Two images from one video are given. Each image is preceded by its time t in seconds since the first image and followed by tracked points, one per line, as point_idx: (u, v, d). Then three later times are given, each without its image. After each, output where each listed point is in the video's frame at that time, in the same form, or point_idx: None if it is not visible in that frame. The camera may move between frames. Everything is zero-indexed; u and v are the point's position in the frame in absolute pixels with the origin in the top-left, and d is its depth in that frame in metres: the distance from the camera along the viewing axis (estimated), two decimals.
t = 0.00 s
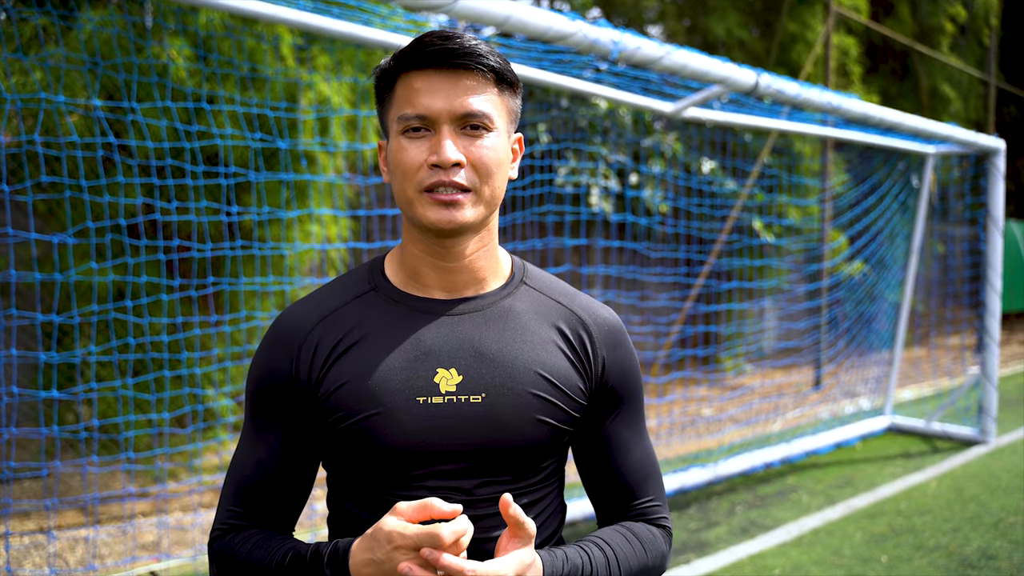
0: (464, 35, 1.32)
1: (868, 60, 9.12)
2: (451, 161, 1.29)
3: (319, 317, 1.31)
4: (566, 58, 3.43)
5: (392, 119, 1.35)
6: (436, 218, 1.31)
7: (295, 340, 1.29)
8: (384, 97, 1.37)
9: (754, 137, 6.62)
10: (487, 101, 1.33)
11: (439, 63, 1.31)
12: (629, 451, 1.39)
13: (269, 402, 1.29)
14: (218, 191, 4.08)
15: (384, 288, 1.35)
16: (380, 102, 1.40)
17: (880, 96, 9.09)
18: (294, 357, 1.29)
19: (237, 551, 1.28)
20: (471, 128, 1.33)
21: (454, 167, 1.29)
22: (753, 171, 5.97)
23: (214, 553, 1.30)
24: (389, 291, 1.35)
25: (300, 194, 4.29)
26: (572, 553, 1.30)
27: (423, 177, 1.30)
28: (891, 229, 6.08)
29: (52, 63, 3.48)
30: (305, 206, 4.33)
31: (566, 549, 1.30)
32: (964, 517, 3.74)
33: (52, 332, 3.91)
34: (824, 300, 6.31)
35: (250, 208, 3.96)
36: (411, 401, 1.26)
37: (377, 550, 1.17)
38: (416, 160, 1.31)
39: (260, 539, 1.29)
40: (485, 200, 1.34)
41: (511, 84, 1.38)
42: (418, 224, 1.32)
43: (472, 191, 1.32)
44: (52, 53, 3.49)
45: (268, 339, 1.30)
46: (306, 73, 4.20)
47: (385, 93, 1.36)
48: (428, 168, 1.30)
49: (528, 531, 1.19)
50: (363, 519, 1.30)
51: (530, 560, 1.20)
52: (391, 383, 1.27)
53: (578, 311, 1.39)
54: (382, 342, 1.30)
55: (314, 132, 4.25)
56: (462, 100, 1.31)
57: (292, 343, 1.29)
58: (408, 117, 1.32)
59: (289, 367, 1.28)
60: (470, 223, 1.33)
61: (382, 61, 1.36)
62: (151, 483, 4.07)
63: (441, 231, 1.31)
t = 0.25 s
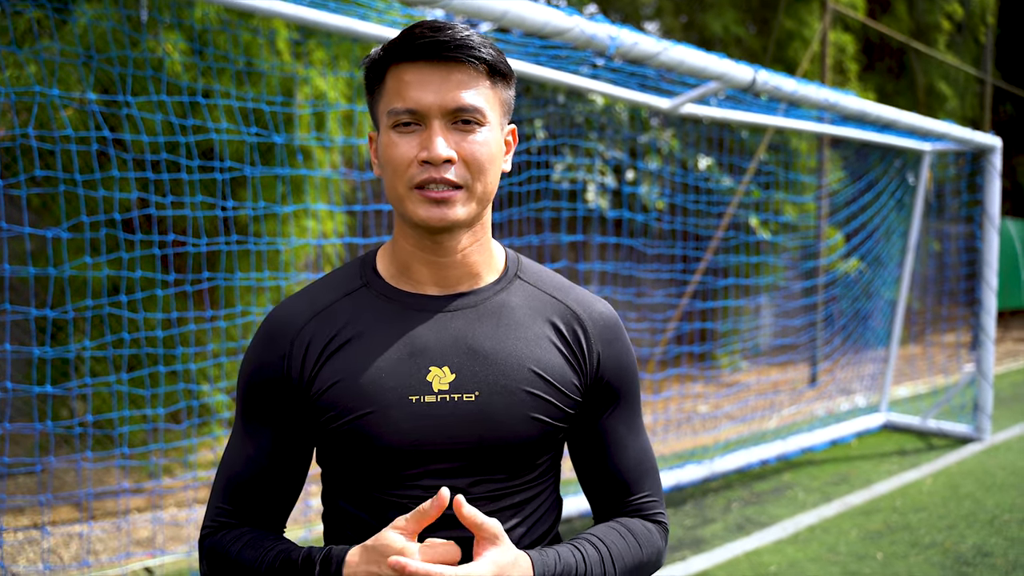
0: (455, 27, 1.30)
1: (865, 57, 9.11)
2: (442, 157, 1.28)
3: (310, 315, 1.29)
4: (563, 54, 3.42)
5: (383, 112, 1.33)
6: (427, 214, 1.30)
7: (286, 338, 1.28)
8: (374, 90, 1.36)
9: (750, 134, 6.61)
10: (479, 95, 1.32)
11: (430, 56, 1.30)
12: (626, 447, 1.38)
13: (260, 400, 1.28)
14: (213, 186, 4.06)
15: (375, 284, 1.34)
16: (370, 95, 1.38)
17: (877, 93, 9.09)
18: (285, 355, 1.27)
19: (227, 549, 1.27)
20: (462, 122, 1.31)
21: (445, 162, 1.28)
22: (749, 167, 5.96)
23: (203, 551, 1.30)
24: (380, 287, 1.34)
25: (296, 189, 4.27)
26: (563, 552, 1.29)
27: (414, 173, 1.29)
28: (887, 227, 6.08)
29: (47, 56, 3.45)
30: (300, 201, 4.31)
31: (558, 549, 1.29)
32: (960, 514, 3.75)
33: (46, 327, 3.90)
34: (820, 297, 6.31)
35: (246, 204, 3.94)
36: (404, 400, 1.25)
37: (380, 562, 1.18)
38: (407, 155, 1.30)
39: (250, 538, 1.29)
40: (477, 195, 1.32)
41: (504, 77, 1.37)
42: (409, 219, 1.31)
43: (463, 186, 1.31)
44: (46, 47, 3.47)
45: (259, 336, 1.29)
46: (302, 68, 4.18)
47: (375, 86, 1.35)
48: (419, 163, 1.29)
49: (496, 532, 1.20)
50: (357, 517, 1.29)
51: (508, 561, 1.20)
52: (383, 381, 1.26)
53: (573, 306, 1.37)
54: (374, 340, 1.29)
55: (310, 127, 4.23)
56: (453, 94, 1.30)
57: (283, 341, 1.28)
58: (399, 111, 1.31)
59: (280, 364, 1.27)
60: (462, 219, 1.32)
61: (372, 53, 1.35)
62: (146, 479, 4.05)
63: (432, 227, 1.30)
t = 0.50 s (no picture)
0: (450, 16, 1.29)
1: (863, 53, 9.10)
2: (436, 153, 1.26)
3: (303, 314, 1.28)
4: (561, 49, 3.41)
5: (375, 105, 1.32)
6: (421, 210, 1.28)
7: (279, 337, 1.27)
8: (366, 82, 1.34)
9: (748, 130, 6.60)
10: (474, 88, 1.30)
11: (423, 47, 1.28)
12: (624, 440, 1.38)
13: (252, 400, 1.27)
14: (210, 182, 4.05)
15: (367, 282, 1.33)
16: (362, 86, 1.37)
17: (875, 89, 9.08)
18: (277, 355, 1.26)
19: (220, 551, 1.27)
20: (457, 116, 1.30)
21: (439, 159, 1.27)
22: (747, 163, 5.95)
23: (195, 551, 1.30)
24: (373, 284, 1.32)
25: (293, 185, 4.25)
26: (559, 553, 1.29)
27: (407, 169, 1.28)
28: (885, 222, 6.08)
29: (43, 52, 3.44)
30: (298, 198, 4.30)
31: (553, 551, 1.29)
32: (958, 510, 3.75)
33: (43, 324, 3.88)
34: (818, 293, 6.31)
35: (243, 200, 3.93)
36: (399, 402, 1.24)
37: None
38: (400, 150, 1.28)
39: (244, 539, 1.29)
40: (471, 191, 1.31)
41: (500, 67, 1.35)
42: (402, 216, 1.30)
43: (457, 183, 1.30)
44: (42, 42, 3.45)
45: (250, 335, 1.28)
46: (300, 63, 4.16)
47: (367, 77, 1.34)
48: (412, 159, 1.27)
49: (482, 541, 1.20)
50: (352, 516, 1.29)
51: (499, 571, 1.20)
52: (377, 383, 1.25)
53: (569, 301, 1.36)
54: (368, 340, 1.28)
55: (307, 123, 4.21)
56: (448, 87, 1.28)
57: (276, 340, 1.27)
58: (391, 104, 1.29)
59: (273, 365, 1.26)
60: (456, 216, 1.30)
61: (363, 43, 1.33)
62: (143, 476, 4.04)
63: (426, 224, 1.29)
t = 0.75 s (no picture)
0: (442, 11, 1.27)
1: (861, 51, 9.10)
2: (428, 153, 1.25)
3: (293, 315, 1.27)
4: (560, 46, 3.40)
5: (365, 102, 1.30)
6: (413, 210, 1.27)
7: (269, 339, 1.25)
8: (357, 77, 1.33)
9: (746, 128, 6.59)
10: (467, 85, 1.29)
11: (415, 43, 1.26)
12: (616, 437, 1.38)
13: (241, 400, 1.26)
14: (207, 179, 4.04)
15: (359, 282, 1.32)
16: (352, 81, 1.35)
17: (873, 87, 9.08)
18: (266, 356, 1.25)
19: (203, 554, 1.26)
20: (449, 114, 1.29)
21: (432, 158, 1.26)
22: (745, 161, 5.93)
23: (178, 555, 1.28)
24: (364, 284, 1.31)
25: (291, 182, 4.24)
26: (554, 554, 1.27)
27: (399, 168, 1.27)
28: (884, 220, 6.08)
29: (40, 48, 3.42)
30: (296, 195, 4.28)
31: (548, 552, 1.27)
32: (956, 509, 3.75)
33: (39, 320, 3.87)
34: (816, 291, 6.30)
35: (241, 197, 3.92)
36: (391, 405, 1.23)
37: None
38: (391, 149, 1.27)
39: (228, 543, 1.27)
40: (464, 190, 1.30)
41: (492, 63, 1.34)
42: (393, 216, 1.28)
43: (451, 182, 1.28)
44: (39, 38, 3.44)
45: (238, 336, 1.26)
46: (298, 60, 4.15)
47: (358, 73, 1.32)
48: (404, 159, 1.26)
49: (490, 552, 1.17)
50: (345, 516, 1.28)
51: None
52: (369, 385, 1.24)
53: (561, 298, 1.36)
54: (359, 341, 1.27)
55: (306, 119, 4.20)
56: (440, 84, 1.27)
57: (265, 342, 1.25)
58: (382, 101, 1.28)
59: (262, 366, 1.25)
60: (449, 216, 1.29)
61: (353, 37, 1.31)
62: (140, 474, 4.03)
63: (418, 223, 1.28)
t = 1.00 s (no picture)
0: (431, 14, 1.27)
1: (860, 52, 9.10)
2: (418, 157, 1.25)
3: (283, 313, 1.27)
4: (560, 47, 3.39)
5: (355, 105, 1.30)
6: (404, 212, 1.27)
7: (259, 337, 1.25)
8: (346, 79, 1.32)
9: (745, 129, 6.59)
10: (456, 88, 1.29)
11: (404, 47, 1.26)
12: (604, 435, 1.38)
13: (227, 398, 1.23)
14: (207, 180, 4.04)
15: (350, 279, 1.32)
16: (341, 85, 1.35)
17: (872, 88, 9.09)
18: (256, 355, 1.24)
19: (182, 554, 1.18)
20: (439, 117, 1.28)
21: (422, 162, 1.25)
22: (745, 162, 5.85)
23: (155, 560, 1.21)
24: (355, 282, 1.32)
25: (291, 184, 4.24)
26: (550, 552, 1.27)
27: (389, 172, 1.27)
28: (884, 221, 6.08)
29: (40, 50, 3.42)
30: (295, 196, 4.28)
31: (544, 550, 1.27)
32: (957, 511, 3.75)
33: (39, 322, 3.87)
34: (815, 292, 6.30)
35: (240, 198, 3.92)
36: (384, 401, 1.23)
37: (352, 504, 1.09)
38: (381, 152, 1.27)
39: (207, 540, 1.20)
40: (454, 191, 1.30)
41: (480, 64, 1.34)
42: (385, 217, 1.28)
43: (440, 183, 1.28)
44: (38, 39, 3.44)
45: (226, 336, 1.26)
46: (297, 61, 4.15)
47: (347, 76, 1.32)
48: (395, 163, 1.26)
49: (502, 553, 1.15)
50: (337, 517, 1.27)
51: None
52: (361, 382, 1.23)
53: (551, 295, 1.36)
54: (349, 337, 1.26)
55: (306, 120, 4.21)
56: (429, 88, 1.27)
57: (254, 341, 1.25)
58: (371, 105, 1.28)
59: (251, 365, 1.24)
60: (439, 217, 1.29)
61: (341, 40, 1.31)
62: (139, 475, 4.03)
63: (408, 224, 1.28)
